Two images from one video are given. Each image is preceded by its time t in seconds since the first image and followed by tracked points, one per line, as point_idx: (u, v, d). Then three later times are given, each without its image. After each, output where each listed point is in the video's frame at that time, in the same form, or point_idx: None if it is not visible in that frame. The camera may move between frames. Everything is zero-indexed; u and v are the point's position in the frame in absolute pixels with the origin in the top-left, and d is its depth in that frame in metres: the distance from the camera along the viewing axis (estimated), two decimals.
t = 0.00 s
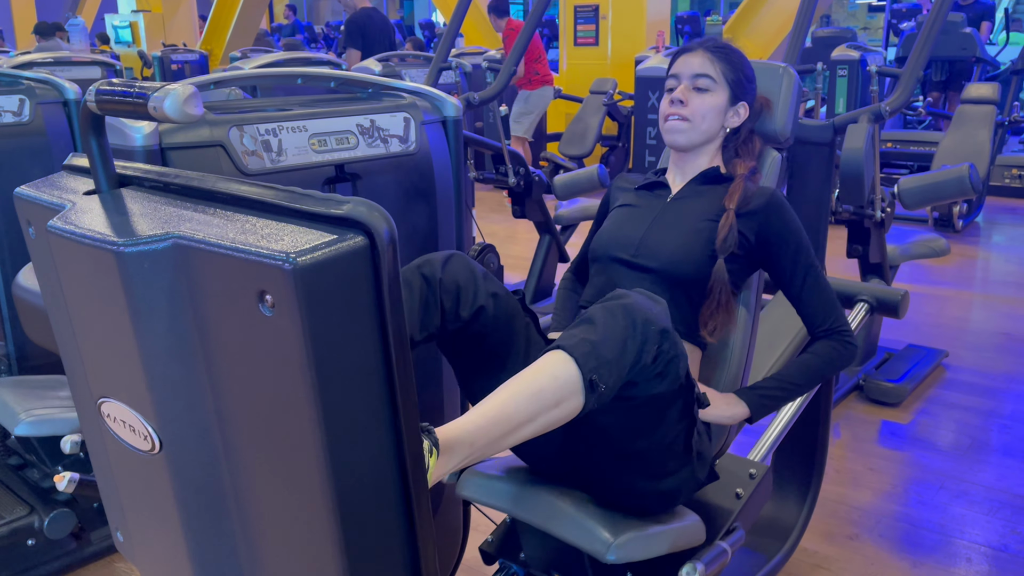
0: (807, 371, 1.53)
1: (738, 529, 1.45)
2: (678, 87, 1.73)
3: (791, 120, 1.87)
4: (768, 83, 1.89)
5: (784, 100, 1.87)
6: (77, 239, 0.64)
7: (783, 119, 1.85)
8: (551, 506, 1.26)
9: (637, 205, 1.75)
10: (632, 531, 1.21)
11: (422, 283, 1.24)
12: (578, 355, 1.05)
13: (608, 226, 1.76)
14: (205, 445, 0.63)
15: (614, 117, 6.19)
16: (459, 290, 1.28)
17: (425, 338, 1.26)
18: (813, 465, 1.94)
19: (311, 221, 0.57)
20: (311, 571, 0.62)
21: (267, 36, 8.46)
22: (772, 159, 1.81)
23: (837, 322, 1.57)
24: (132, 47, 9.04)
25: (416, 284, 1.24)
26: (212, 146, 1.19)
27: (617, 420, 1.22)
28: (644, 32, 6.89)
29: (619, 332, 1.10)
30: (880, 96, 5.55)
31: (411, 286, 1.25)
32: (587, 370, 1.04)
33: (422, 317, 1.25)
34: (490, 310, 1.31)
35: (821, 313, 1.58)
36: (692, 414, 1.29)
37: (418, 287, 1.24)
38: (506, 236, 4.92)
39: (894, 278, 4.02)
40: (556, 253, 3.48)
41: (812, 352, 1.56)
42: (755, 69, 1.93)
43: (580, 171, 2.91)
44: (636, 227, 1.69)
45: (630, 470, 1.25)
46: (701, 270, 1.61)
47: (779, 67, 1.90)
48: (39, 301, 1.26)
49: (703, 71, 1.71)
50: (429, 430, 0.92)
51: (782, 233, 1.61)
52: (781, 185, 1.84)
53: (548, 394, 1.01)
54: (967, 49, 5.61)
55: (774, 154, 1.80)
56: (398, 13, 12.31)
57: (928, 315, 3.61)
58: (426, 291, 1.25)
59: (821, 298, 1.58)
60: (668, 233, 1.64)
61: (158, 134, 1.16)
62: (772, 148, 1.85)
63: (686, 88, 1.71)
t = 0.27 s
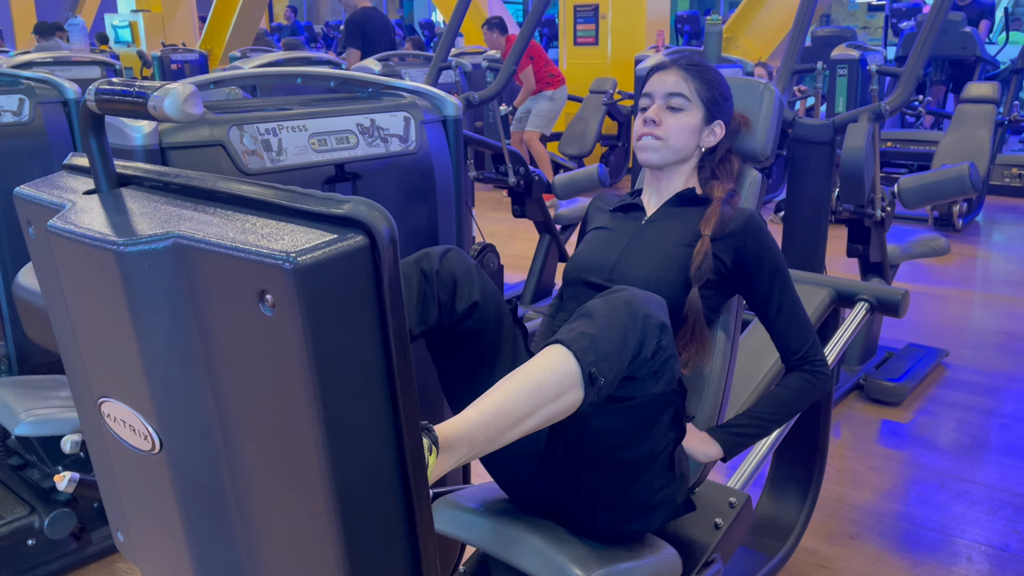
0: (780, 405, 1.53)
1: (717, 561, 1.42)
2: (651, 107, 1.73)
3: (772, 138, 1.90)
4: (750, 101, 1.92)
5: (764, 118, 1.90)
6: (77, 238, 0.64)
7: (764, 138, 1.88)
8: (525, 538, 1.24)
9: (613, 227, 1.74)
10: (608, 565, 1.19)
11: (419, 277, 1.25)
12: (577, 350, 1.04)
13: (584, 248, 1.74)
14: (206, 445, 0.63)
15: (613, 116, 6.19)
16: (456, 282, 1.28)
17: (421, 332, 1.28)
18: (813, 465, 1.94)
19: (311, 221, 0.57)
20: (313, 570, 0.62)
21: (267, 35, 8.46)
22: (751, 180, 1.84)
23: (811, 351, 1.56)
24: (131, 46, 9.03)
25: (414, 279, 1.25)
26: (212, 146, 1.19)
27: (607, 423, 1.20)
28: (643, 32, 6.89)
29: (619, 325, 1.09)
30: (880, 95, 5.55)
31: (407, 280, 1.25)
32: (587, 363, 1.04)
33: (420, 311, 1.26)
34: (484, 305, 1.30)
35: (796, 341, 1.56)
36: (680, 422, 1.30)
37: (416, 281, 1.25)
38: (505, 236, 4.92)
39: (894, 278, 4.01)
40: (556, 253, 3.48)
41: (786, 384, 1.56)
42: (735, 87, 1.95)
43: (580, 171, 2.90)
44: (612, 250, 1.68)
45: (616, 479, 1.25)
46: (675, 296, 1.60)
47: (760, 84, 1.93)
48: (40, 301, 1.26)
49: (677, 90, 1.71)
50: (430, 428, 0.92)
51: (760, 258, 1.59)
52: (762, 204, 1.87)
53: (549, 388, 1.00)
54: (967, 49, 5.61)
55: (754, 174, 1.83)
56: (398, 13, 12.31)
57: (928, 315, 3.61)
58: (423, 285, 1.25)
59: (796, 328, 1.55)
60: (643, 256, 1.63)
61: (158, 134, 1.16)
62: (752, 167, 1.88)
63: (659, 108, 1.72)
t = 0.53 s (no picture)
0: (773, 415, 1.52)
1: (712, 568, 1.40)
2: (646, 113, 1.72)
3: (767, 142, 1.90)
4: (745, 107, 1.92)
5: (759, 123, 1.90)
6: (78, 238, 0.64)
7: (759, 142, 1.88)
8: (519, 544, 1.23)
9: (609, 236, 1.73)
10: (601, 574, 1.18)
11: (427, 276, 1.25)
12: (579, 348, 1.04)
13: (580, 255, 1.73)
14: (208, 444, 0.63)
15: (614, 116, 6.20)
16: (462, 282, 1.28)
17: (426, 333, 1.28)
18: (813, 464, 1.94)
19: (313, 221, 0.57)
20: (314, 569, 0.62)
21: (267, 35, 8.46)
22: (748, 183, 1.81)
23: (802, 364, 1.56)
24: (131, 46, 9.03)
25: (419, 279, 1.25)
26: (213, 146, 1.19)
27: (607, 424, 1.20)
28: (643, 31, 6.89)
29: (620, 323, 1.09)
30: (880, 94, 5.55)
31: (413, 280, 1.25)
32: (588, 362, 1.04)
33: (424, 312, 1.26)
34: (488, 307, 1.30)
35: (787, 354, 1.56)
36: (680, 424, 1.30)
37: (421, 280, 1.25)
38: (505, 236, 4.92)
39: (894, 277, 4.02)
40: (556, 253, 3.48)
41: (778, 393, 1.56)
42: (730, 92, 1.96)
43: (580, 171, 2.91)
44: (608, 258, 1.67)
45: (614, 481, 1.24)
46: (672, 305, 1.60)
47: (755, 89, 1.93)
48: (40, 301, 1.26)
49: (672, 95, 1.71)
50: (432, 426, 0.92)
51: (756, 270, 1.59)
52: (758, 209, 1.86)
53: (551, 386, 1.01)
54: (967, 48, 5.61)
55: (749, 178, 1.80)
56: (398, 12, 12.32)
57: (928, 314, 3.61)
58: (428, 285, 1.25)
59: (787, 342, 1.55)
60: (640, 266, 1.63)
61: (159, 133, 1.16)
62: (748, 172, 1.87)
63: (654, 114, 1.71)
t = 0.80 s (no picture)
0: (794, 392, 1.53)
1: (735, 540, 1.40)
2: (671, 96, 1.71)
3: (784, 125, 1.89)
4: (762, 90, 1.90)
5: (777, 105, 1.88)
6: (81, 239, 0.64)
7: (777, 125, 1.87)
8: (544, 515, 1.25)
9: (631, 215, 1.73)
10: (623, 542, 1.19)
11: (430, 279, 1.24)
12: (583, 347, 1.04)
13: (602, 234, 1.74)
14: (210, 445, 0.63)
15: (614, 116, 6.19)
16: (468, 286, 1.28)
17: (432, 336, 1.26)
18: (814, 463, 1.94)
19: (316, 220, 0.57)
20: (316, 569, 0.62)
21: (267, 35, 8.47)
22: (766, 166, 1.82)
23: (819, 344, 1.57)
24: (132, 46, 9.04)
25: (424, 281, 1.24)
26: (214, 146, 1.19)
27: (617, 417, 1.20)
28: (643, 31, 6.90)
29: (623, 324, 1.10)
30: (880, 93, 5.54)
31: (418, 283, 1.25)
32: (593, 361, 1.04)
33: (430, 314, 1.25)
34: (495, 307, 1.30)
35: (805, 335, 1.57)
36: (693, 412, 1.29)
37: (426, 283, 1.24)
38: (505, 235, 4.92)
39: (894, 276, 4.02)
40: (556, 252, 3.48)
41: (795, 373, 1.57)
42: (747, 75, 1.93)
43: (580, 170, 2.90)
44: (630, 237, 1.67)
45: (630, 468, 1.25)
46: (697, 281, 1.58)
47: (772, 73, 1.91)
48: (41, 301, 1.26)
49: (697, 79, 1.71)
50: (436, 423, 0.93)
51: (775, 250, 1.59)
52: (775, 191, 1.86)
53: (556, 384, 1.01)
54: (967, 47, 5.61)
55: (768, 161, 1.80)
56: (397, 12, 12.32)
57: (928, 313, 3.61)
58: (433, 289, 1.24)
59: (805, 322, 1.57)
60: (662, 243, 1.63)
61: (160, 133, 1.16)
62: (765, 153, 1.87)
63: (679, 97, 1.70)
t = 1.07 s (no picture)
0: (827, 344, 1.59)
1: (765, 490, 1.48)
2: (705, 67, 1.73)
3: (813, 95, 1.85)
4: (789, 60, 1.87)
5: (806, 74, 1.85)
6: (76, 237, 0.63)
7: (805, 94, 1.84)
8: (581, 465, 1.35)
9: (665, 177, 1.77)
10: (661, 489, 1.29)
11: (435, 302, 1.25)
12: (578, 365, 1.07)
13: (638, 198, 1.78)
14: (205, 444, 0.63)
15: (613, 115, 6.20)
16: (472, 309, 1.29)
17: (437, 355, 1.25)
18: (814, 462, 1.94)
19: (313, 218, 0.57)
20: (312, 568, 0.62)
21: (266, 36, 8.47)
22: (795, 135, 1.84)
23: (850, 299, 1.62)
24: (130, 45, 9.03)
25: (428, 303, 1.25)
26: (211, 145, 1.19)
27: (623, 413, 1.25)
28: (642, 31, 6.90)
29: (614, 346, 1.12)
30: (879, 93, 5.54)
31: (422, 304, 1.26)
32: (587, 380, 1.07)
33: (433, 334, 1.25)
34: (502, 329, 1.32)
35: (835, 291, 1.62)
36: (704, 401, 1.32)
37: (430, 305, 1.25)
38: (504, 235, 4.92)
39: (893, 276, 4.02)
40: (555, 252, 3.48)
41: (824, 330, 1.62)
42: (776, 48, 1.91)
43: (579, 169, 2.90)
44: (664, 200, 1.71)
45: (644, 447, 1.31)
46: (732, 239, 1.63)
47: (800, 45, 1.89)
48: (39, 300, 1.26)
49: (729, 49, 1.71)
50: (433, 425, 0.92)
51: (806, 210, 1.64)
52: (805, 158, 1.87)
53: (551, 401, 1.03)
54: (966, 47, 5.61)
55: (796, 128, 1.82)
56: (396, 12, 12.31)
57: (927, 312, 3.61)
58: (438, 311, 1.25)
59: (836, 277, 1.62)
60: (697, 203, 1.67)
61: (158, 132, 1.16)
62: (794, 123, 1.86)
63: (712, 67, 1.72)
